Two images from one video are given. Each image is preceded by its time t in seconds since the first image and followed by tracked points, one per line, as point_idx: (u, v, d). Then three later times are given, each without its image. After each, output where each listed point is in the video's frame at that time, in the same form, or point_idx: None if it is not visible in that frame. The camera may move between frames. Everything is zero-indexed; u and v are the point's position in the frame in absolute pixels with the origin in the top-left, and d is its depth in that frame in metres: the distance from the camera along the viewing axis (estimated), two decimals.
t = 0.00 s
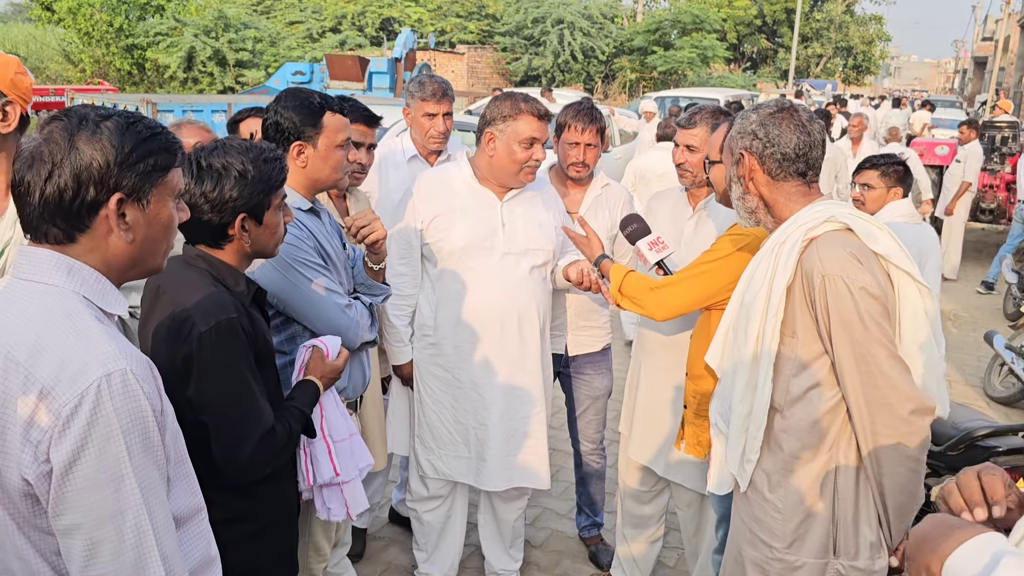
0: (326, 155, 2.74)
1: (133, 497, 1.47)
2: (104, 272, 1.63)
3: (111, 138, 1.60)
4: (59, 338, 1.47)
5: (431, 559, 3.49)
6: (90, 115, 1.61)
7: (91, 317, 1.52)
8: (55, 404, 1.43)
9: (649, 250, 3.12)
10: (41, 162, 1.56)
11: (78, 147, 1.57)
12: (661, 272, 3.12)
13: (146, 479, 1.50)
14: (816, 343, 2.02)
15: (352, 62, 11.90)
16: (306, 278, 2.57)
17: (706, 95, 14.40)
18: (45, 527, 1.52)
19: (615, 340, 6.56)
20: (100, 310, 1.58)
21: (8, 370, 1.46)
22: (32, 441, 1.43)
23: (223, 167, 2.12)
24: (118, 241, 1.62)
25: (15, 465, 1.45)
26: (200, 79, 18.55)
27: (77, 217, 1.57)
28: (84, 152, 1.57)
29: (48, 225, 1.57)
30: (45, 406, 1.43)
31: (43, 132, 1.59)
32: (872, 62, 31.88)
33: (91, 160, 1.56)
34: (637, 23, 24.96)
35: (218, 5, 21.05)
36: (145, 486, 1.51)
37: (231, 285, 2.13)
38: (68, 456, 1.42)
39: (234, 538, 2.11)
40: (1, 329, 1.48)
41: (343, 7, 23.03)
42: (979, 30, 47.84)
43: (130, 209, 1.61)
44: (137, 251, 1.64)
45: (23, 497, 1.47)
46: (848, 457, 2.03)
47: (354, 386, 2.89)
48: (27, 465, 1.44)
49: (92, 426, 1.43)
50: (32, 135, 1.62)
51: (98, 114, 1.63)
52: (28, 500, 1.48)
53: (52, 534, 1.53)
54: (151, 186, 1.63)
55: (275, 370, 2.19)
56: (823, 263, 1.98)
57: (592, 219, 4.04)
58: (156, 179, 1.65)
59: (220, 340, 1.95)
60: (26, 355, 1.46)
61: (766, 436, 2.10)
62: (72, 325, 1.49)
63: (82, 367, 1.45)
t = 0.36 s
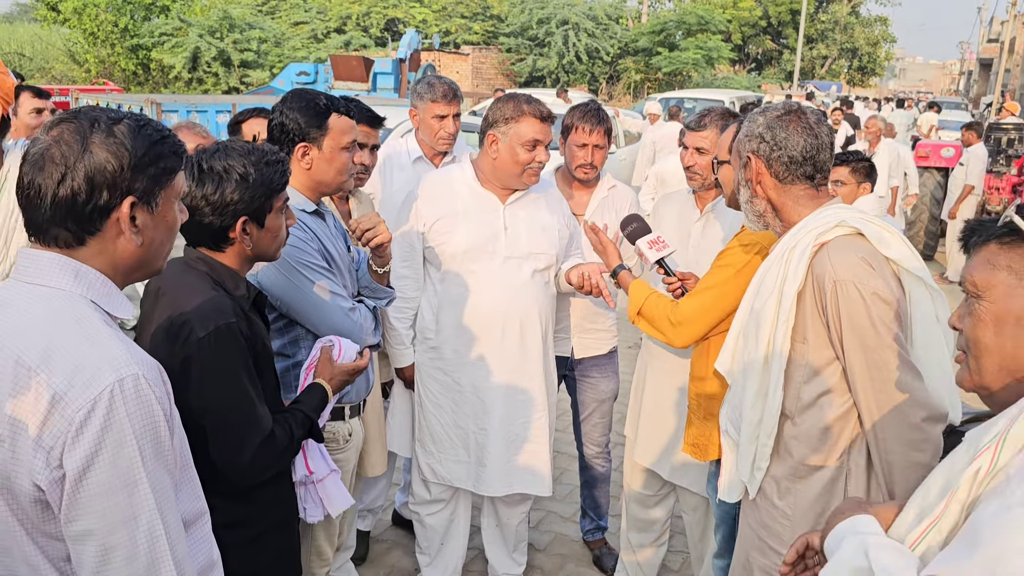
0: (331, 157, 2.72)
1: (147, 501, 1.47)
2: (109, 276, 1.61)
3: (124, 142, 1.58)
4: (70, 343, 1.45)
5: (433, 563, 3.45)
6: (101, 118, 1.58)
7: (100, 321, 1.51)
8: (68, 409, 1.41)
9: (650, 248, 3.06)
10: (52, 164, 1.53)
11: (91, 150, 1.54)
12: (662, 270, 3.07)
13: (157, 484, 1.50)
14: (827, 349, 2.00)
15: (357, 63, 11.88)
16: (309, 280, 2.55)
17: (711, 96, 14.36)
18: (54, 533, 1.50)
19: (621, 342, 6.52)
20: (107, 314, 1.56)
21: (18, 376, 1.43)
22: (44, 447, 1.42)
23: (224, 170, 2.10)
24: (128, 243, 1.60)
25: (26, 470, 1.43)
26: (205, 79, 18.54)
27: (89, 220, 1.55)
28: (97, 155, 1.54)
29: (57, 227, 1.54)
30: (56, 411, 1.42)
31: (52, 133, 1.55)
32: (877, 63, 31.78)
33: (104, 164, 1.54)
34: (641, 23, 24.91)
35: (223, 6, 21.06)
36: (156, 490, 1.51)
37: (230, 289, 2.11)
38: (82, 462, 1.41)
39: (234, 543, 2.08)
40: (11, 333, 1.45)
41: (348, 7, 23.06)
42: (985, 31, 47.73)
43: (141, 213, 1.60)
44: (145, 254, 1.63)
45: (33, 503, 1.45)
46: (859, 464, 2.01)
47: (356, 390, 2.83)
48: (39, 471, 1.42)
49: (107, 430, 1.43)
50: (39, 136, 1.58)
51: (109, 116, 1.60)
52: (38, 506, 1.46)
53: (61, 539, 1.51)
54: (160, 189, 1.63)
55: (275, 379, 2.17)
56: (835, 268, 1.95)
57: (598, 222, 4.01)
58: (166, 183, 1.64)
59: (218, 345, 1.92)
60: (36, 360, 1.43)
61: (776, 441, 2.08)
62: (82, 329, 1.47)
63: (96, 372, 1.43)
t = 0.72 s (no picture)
0: (333, 158, 2.69)
1: (153, 507, 1.45)
2: (112, 279, 1.59)
3: (128, 145, 1.56)
4: (75, 347, 1.44)
5: (436, 567, 3.43)
6: (105, 120, 1.57)
7: (105, 325, 1.49)
8: (75, 414, 1.40)
9: (639, 250, 3.05)
10: (55, 166, 1.51)
11: (96, 153, 1.53)
12: (651, 272, 3.02)
13: (163, 488, 1.48)
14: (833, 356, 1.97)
15: (360, 63, 11.85)
16: (311, 282, 2.53)
17: (714, 96, 14.32)
18: (59, 539, 1.48)
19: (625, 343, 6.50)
20: (111, 317, 1.55)
21: (23, 381, 1.41)
22: (50, 453, 1.40)
23: (228, 169, 2.08)
24: (131, 246, 1.58)
25: (31, 476, 1.41)
26: (207, 79, 18.53)
27: (93, 223, 1.53)
28: (102, 157, 1.53)
29: (61, 230, 1.52)
30: (63, 415, 1.40)
31: (55, 135, 1.53)
32: (881, 64, 31.72)
33: (109, 167, 1.53)
34: (644, 23, 24.87)
35: (226, 6, 21.05)
36: (163, 495, 1.49)
37: (233, 292, 2.08)
38: (89, 467, 1.40)
39: (236, 548, 2.07)
40: (16, 338, 1.44)
41: (351, 7, 23.06)
42: (989, 31, 47.60)
43: (145, 216, 1.58)
44: (148, 257, 1.61)
45: (38, 509, 1.43)
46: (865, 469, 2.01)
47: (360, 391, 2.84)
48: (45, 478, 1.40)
49: (113, 435, 1.41)
50: (42, 138, 1.56)
51: (113, 119, 1.58)
52: (43, 512, 1.44)
53: (66, 545, 1.49)
54: (164, 192, 1.61)
55: (276, 391, 2.16)
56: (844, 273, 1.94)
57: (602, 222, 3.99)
58: (170, 186, 1.62)
59: (216, 349, 1.91)
60: (41, 364, 1.42)
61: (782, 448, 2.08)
62: (88, 334, 1.46)
63: (101, 377, 1.42)
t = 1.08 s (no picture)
0: (329, 157, 2.67)
1: (150, 510, 1.44)
2: (111, 280, 1.58)
3: (124, 145, 1.54)
4: (71, 348, 1.42)
5: (437, 569, 3.41)
6: (101, 119, 1.55)
7: (102, 327, 1.48)
8: (70, 416, 1.38)
9: (636, 248, 3.02)
10: (53, 166, 1.50)
11: (93, 152, 1.51)
12: (649, 271, 2.99)
13: (161, 491, 1.47)
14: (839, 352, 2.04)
15: (360, 62, 11.82)
16: (311, 282, 2.51)
17: (715, 95, 14.31)
18: (57, 543, 1.47)
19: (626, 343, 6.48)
20: (109, 318, 1.53)
21: (18, 383, 1.40)
22: (45, 456, 1.39)
23: (228, 167, 2.07)
24: (130, 246, 1.57)
25: (28, 480, 1.40)
26: (208, 78, 18.51)
27: (92, 223, 1.52)
28: (100, 156, 1.51)
29: (60, 230, 1.51)
30: (58, 418, 1.39)
31: (52, 135, 1.52)
32: (881, 63, 31.69)
33: (107, 166, 1.52)
34: (645, 22, 24.83)
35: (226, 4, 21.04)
36: (161, 498, 1.48)
37: (233, 293, 2.05)
38: (85, 470, 1.38)
39: (236, 551, 2.06)
40: (12, 340, 1.42)
41: (352, 6, 23.06)
42: (990, 31, 47.57)
43: (143, 215, 1.57)
44: (147, 257, 1.61)
45: (35, 513, 1.43)
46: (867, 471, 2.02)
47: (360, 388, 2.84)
48: (40, 481, 1.39)
49: (109, 437, 1.40)
50: (38, 138, 1.54)
51: (110, 118, 1.57)
52: (40, 515, 1.43)
53: (64, 549, 1.48)
54: (162, 191, 1.60)
55: (279, 391, 2.15)
56: (850, 276, 1.98)
57: (603, 221, 3.97)
58: (168, 185, 1.61)
59: (212, 350, 1.89)
60: (37, 367, 1.40)
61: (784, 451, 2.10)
62: (83, 336, 1.44)
63: (97, 379, 1.40)
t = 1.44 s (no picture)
0: (313, 155, 2.66)
1: (147, 508, 1.43)
2: (107, 277, 1.57)
3: (122, 143, 1.54)
4: (68, 346, 1.41)
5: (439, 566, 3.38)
6: (99, 117, 1.55)
7: (98, 324, 1.47)
8: (68, 414, 1.38)
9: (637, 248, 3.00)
10: (49, 164, 1.49)
11: (91, 150, 1.51)
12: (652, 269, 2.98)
13: (158, 489, 1.47)
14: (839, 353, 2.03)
15: (361, 60, 11.79)
16: (309, 280, 2.50)
17: (716, 94, 14.28)
18: (53, 541, 1.47)
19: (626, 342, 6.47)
20: (105, 316, 1.53)
21: (14, 381, 1.39)
22: (42, 454, 1.38)
23: (219, 164, 2.07)
24: (127, 244, 1.57)
25: (25, 478, 1.39)
26: (209, 76, 18.50)
27: (89, 221, 1.51)
28: (97, 154, 1.51)
29: (56, 229, 1.50)
30: (54, 416, 1.38)
31: (48, 133, 1.51)
32: (883, 62, 31.65)
33: (104, 164, 1.51)
34: (647, 21, 24.79)
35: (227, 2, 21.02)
36: (158, 497, 1.47)
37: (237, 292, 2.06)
38: (82, 468, 1.37)
39: (236, 551, 2.05)
40: (8, 338, 1.42)
41: (353, 4, 23.06)
42: (991, 29, 47.52)
43: (141, 213, 1.57)
44: (144, 255, 1.60)
45: (31, 511, 1.42)
46: (867, 473, 2.02)
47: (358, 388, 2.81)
48: (37, 478, 1.38)
49: (106, 435, 1.39)
50: (34, 135, 1.53)
51: (108, 116, 1.57)
52: (37, 514, 1.43)
53: (60, 547, 1.48)
54: (160, 189, 1.60)
55: (284, 388, 2.15)
56: (853, 276, 1.98)
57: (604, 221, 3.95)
58: (165, 183, 1.61)
59: (217, 348, 1.89)
60: (34, 365, 1.40)
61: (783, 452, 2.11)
62: (79, 334, 1.43)
63: (94, 377, 1.39)
